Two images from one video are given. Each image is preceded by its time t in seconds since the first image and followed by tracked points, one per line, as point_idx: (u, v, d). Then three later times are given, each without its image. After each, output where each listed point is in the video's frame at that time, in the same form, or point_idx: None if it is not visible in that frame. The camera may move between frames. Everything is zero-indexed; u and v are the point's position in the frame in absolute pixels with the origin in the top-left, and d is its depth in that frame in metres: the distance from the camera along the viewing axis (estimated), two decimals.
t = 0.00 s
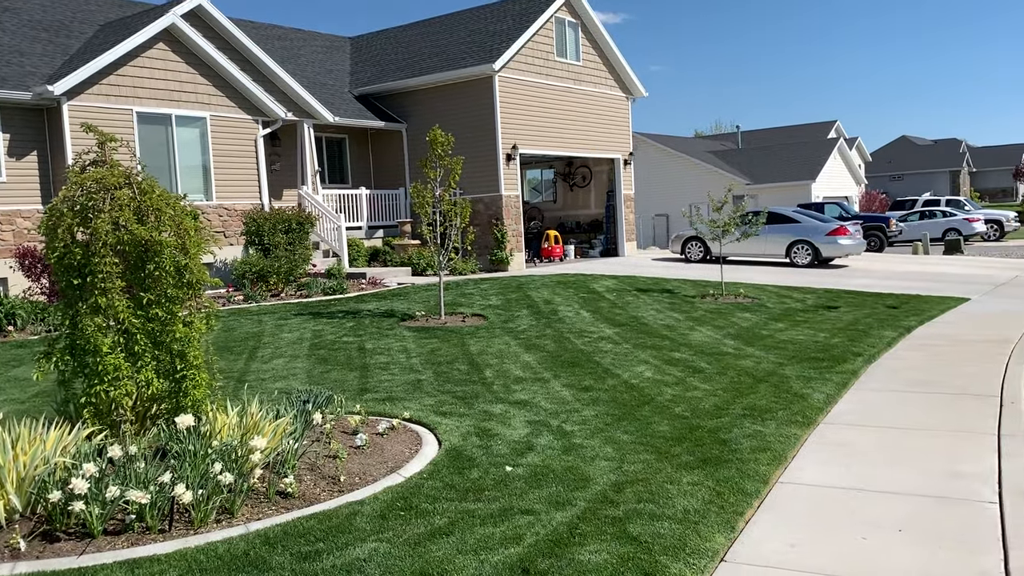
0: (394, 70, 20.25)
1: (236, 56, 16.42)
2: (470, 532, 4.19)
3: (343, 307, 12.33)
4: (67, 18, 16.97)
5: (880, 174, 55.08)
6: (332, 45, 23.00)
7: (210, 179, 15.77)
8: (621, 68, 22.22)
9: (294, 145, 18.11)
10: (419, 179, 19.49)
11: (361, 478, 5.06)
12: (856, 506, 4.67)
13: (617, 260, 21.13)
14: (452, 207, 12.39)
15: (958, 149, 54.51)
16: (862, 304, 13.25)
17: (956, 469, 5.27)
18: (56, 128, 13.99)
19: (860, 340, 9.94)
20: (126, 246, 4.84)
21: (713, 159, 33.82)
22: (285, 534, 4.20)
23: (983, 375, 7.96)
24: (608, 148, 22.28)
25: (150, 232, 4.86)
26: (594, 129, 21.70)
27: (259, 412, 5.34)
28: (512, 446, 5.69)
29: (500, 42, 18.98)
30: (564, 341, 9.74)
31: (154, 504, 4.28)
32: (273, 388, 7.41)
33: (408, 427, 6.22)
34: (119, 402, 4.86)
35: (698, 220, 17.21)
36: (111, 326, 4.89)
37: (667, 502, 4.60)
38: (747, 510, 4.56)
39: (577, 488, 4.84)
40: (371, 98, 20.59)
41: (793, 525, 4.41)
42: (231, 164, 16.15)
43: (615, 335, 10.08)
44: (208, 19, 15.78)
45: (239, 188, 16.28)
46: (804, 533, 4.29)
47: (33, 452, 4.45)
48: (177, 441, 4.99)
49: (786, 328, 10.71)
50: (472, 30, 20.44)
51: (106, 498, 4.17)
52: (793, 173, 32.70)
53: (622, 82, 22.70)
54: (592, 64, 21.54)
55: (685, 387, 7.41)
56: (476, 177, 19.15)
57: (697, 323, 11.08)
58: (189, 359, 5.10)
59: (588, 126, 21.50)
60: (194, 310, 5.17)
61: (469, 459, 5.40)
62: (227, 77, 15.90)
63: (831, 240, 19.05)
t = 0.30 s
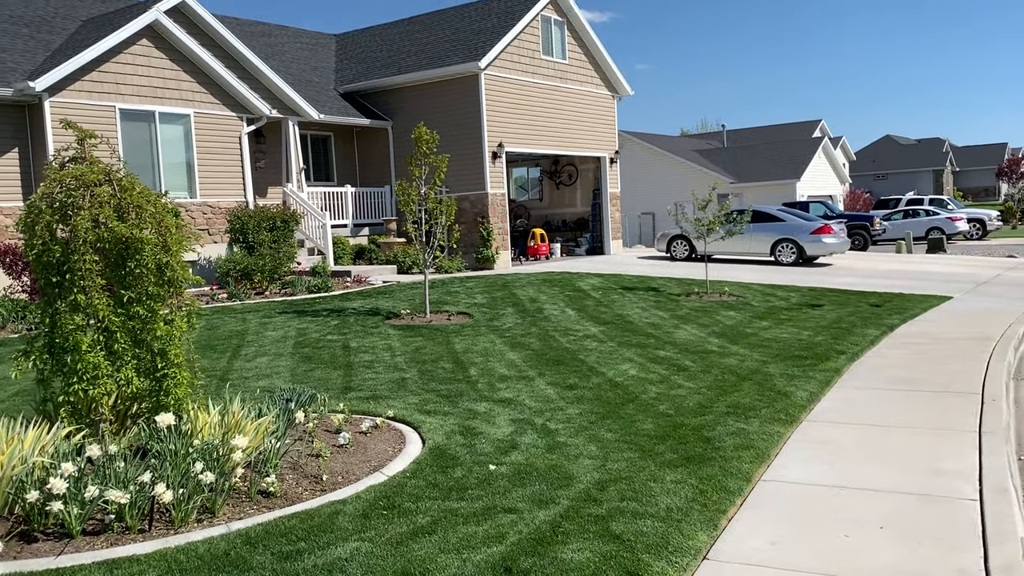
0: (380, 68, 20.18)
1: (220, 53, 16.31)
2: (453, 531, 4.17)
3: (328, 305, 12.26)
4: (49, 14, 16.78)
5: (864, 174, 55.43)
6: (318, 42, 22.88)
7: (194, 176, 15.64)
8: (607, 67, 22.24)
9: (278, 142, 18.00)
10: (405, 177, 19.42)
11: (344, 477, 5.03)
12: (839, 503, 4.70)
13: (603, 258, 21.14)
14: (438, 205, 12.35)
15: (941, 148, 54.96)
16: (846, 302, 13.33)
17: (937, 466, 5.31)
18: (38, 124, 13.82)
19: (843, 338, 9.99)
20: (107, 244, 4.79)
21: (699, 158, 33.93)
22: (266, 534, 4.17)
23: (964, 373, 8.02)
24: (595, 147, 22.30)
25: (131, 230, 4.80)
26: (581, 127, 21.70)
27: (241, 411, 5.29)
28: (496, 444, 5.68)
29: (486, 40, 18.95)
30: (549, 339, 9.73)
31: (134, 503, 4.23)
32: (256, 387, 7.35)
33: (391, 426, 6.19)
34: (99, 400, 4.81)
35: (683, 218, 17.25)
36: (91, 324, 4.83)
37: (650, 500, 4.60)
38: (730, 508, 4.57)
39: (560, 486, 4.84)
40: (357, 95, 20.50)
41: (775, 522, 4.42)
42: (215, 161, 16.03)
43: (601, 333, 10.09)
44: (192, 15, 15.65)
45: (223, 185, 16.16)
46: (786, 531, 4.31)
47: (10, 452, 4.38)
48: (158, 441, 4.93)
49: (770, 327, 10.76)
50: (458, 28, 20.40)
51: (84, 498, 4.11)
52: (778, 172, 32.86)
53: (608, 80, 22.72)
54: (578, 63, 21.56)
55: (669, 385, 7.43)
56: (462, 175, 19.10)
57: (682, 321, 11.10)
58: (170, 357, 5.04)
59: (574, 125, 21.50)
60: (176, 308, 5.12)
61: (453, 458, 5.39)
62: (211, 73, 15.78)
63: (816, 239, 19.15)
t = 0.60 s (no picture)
0: (377, 63, 20.12)
1: (217, 46, 16.24)
2: (443, 528, 4.16)
3: (323, 301, 12.23)
4: (45, 7, 16.70)
5: (862, 172, 55.48)
6: (315, 37, 22.81)
7: (190, 171, 15.58)
8: (605, 64, 22.20)
9: (275, 137, 17.94)
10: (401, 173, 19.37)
11: (335, 473, 5.01)
12: (831, 502, 4.68)
13: (600, 255, 21.12)
14: (433, 200, 12.32)
15: (939, 147, 55.01)
16: (842, 301, 13.32)
17: (931, 465, 5.29)
18: (33, 117, 13.75)
19: (839, 336, 9.98)
20: (97, 237, 4.75)
21: (697, 156, 33.90)
22: (255, 530, 4.15)
23: (958, 372, 8.02)
24: (592, 144, 22.26)
25: (121, 223, 4.76)
26: (578, 124, 21.67)
27: (232, 405, 5.26)
28: (489, 441, 5.66)
29: (484, 36, 18.91)
30: (544, 335, 9.71)
31: (123, 498, 4.19)
32: (248, 382, 7.32)
33: (384, 422, 6.17)
34: (88, 394, 4.78)
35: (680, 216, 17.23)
36: (81, 318, 4.78)
37: (642, 498, 4.58)
38: (722, 506, 4.56)
39: (552, 483, 4.82)
40: (354, 90, 20.44)
41: (768, 521, 4.41)
42: (211, 156, 15.96)
43: (596, 330, 10.08)
44: (188, 9, 15.58)
45: (219, 180, 16.10)
46: (779, 530, 4.29)
47: None
48: (147, 435, 4.89)
49: (765, 325, 10.74)
50: (456, 23, 20.34)
51: (72, 493, 4.07)
52: (776, 170, 32.86)
53: (606, 77, 22.68)
54: (576, 59, 21.52)
55: (663, 382, 7.41)
56: (458, 171, 19.07)
57: (677, 318, 11.08)
58: (160, 351, 5.01)
59: (572, 121, 21.46)
60: (167, 302, 5.09)
61: (445, 454, 5.37)
62: (208, 67, 15.72)
63: (813, 237, 19.15)
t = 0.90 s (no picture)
0: (386, 55, 20.08)
1: (226, 38, 16.23)
2: (439, 523, 4.13)
3: (329, 293, 12.23)
4: None
5: (874, 169, 55.10)
6: (324, 29, 22.79)
7: (198, 162, 15.59)
8: (615, 57, 22.08)
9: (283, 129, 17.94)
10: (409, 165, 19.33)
11: (333, 466, 5.00)
12: (833, 501, 4.64)
13: (608, 250, 21.06)
14: (439, 194, 12.28)
15: (952, 144, 54.56)
16: (851, 298, 13.22)
17: (935, 465, 5.23)
18: (42, 108, 13.78)
19: (846, 334, 9.90)
20: (97, 228, 4.75)
21: (707, 151, 33.74)
22: (251, 523, 4.14)
23: (966, 371, 7.94)
24: (601, 138, 22.16)
25: (121, 213, 4.75)
26: (587, 117, 21.56)
27: (231, 397, 5.26)
28: (489, 436, 5.63)
29: (493, 28, 18.84)
30: (548, 330, 9.68)
31: (119, 489, 4.19)
32: (250, 373, 7.33)
33: (385, 415, 6.15)
34: (86, 385, 4.77)
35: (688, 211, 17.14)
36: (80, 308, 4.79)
37: (641, 495, 4.54)
38: (722, 504, 4.52)
39: (551, 479, 4.79)
40: (362, 82, 20.41)
41: (768, 519, 4.37)
42: (219, 147, 15.96)
43: (601, 325, 10.04)
44: None
45: (227, 171, 16.09)
46: (778, 529, 4.25)
47: None
48: (145, 427, 4.89)
49: (772, 321, 10.67)
50: (465, 16, 20.27)
51: (68, 483, 4.07)
52: (786, 165, 32.65)
53: (616, 71, 22.56)
54: (586, 53, 21.42)
55: (666, 379, 7.37)
56: (466, 165, 19.02)
57: (683, 314, 11.02)
58: (159, 342, 4.99)
59: (581, 115, 21.36)
60: (167, 293, 5.07)
61: (444, 448, 5.34)
62: (216, 59, 15.71)
63: (822, 233, 19.00)
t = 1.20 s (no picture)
0: (398, 45, 19.99)
1: (237, 27, 16.20)
2: (441, 517, 4.09)
3: (338, 284, 12.21)
4: None
5: (891, 161, 54.53)
6: (337, 18, 22.72)
7: (208, 151, 15.57)
8: (629, 47, 21.90)
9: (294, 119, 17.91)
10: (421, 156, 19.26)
11: (336, 458, 4.96)
12: (841, 499, 4.56)
13: (620, 242, 20.93)
14: (449, 184, 12.22)
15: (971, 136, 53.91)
16: (864, 291, 13.07)
17: (946, 463, 5.13)
18: (53, 96, 13.82)
19: (858, 328, 9.78)
20: (99, 217, 4.73)
21: (722, 142, 33.47)
22: (251, 515, 4.12)
23: (981, 367, 7.81)
24: (614, 129, 22.01)
25: (123, 202, 4.73)
26: (600, 108, 21.40)
27: (234, 388, 5.24)
28: (493, 429, 5.58)
29: (505, 18, 18.71)
30: (557, 322, 9.62)
31: (119, 481, 4.18)
32: (257, 364, 7.31)
33: (390, 407, 6.11)
34: (88, 375, 4.77)
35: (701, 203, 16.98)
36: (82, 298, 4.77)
37: (645, 490, 4.48)
38: (727, 501, 4.45)
39: (555, 473, 4.74)
40: (374, 72, 20.33)
41: (774, 517, 4.30)
42: (230, 136, 15.95)
43: (610, 318, 9.96)
44: None
45: (238, 160, 16.08)
46: (784, 526, 4.18)
47: None
48: (147, 417, 4.88)
49: (784, 315, 10.55)
50: (478, 5, 20.13)
51: (68, 473, 4.06)
52: (801, 157, 32.34)
53: (630, 61, 22.37)
54: (599, 43, 21.25)
55: (674, 372, 7.29)
56: (478, 155, 18.93)
57: (694, 307, 10.92)
58: (162, 333, 4.98)
59: (594, 105, 21.21)
60: (170, 283, 5.04)
61: (448, 441, 5.30)
62: (228, 48, 15.68)
63: (836, 226, 18.77)
